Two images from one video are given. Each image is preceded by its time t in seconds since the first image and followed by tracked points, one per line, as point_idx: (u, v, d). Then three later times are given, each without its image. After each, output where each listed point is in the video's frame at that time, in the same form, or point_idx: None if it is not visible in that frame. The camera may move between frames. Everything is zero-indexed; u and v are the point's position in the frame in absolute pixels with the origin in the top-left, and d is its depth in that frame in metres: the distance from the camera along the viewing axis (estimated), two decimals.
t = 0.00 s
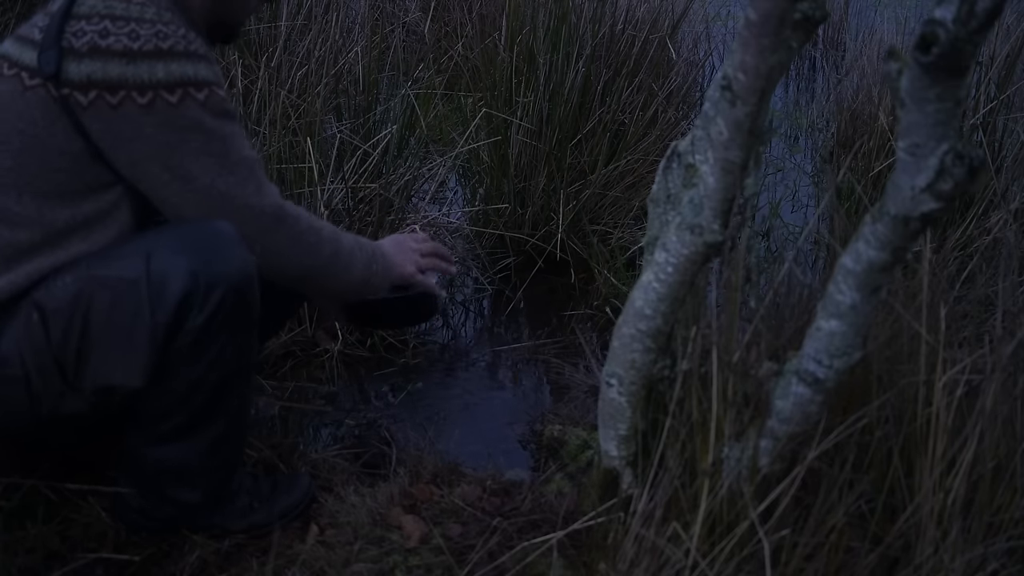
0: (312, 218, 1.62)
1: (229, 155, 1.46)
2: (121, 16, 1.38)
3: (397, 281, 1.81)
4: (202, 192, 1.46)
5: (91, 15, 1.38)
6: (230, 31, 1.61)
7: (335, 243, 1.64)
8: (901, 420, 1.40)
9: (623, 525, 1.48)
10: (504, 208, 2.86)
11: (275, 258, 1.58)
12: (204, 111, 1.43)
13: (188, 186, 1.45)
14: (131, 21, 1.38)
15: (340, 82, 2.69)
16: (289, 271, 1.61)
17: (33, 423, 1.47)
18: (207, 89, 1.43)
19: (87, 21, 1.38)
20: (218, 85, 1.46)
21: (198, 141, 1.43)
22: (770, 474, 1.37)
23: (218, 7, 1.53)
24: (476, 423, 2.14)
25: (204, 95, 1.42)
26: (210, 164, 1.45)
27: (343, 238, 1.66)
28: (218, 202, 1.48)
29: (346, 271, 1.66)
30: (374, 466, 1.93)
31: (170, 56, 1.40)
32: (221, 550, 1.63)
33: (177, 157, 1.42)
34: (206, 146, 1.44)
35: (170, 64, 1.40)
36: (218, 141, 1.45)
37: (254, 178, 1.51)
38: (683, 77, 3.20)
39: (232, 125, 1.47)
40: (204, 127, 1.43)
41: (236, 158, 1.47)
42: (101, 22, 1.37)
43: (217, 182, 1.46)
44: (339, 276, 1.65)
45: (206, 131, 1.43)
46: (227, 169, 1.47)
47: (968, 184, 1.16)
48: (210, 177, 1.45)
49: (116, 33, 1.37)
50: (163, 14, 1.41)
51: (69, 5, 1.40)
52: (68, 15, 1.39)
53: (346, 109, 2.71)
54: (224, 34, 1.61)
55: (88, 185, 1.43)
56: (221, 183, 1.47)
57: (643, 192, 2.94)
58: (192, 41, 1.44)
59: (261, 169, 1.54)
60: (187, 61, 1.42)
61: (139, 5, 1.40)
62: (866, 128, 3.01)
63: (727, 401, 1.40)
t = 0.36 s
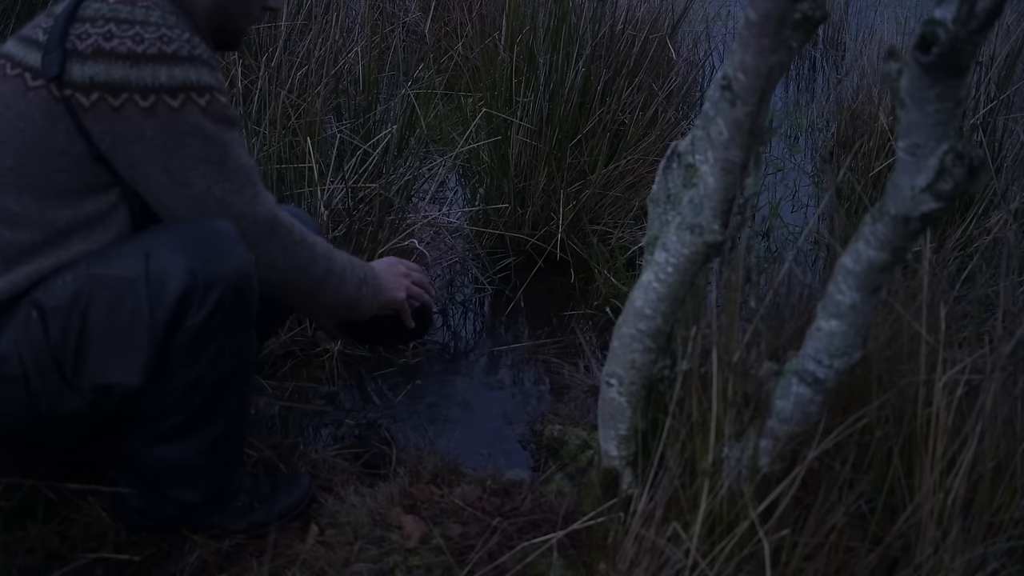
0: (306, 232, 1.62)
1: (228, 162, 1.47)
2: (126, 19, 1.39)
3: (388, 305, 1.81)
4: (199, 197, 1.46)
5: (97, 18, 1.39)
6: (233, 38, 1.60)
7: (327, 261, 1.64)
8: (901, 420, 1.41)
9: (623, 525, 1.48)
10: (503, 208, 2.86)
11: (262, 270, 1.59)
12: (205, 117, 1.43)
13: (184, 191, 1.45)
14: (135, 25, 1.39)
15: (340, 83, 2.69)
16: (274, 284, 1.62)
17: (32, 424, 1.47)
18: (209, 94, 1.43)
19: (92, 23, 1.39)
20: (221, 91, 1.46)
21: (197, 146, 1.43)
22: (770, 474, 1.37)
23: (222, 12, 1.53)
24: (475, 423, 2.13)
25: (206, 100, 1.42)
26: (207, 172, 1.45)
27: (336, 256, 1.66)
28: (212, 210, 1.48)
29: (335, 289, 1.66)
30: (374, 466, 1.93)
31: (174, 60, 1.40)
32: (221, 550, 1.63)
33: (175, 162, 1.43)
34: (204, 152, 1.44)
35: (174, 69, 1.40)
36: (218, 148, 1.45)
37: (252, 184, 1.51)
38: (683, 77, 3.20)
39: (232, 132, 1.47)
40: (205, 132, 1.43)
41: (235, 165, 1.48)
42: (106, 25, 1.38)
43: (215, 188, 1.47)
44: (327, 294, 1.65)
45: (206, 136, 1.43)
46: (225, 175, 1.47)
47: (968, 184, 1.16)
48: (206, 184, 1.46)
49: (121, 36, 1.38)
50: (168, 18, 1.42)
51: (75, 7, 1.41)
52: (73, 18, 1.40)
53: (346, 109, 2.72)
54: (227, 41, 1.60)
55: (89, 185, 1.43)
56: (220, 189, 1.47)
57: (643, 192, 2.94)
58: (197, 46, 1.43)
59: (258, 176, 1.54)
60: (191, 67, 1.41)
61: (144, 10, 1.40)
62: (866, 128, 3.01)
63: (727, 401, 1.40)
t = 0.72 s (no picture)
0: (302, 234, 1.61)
1: (228, 165, 1.47)
2: (130, 20, 1.39)
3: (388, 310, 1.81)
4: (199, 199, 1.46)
5: (101, 19, 1.39)
6: (238, 41, 1.60)
7: (324, 263, 1.64)
8: (901, 419, 1.41)
9: (623, 525, 1.48)
10: (503, 208, 2.86)
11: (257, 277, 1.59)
12: (207, 120, 1.43)
13: (184, 193, 1.45)
14: (139, 25, 1.39)
15: (340, 83, 2.69)
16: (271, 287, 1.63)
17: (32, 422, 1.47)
18: (211, 97, 1.43)
19: (96, 24, 1.39)
20: (223, 94, 1.46)
21: (197, 148, 1.43)
22: (770, 474, 1.37)
23: (228, 13, 1.53)
24: (475, 423, 2.13)
25: (208, 103, 1.43)
26: (208, 174, 1.45)
27: (333, 258, 1.66)
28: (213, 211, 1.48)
29: (331, 292, 1.66)
30: (374, 466, 1.93)
31: (177, 62, 1.40)
32: (221, 550, 1.62)
33: (175, 163, 1.43)
34: (205, 154, 1.44)
35: (176, 70, 1.40)
36: (218, 150, 1.45)
37: (252, 186, 1.51)
38: (683, 77, 3.20)
39: (233, 136, 1.48)
40: (206, 134, 1.43)
41: (235, 168, 1.48)
42: (110, 26, 1.39)
43: (215, 191, 1.47)
44: (324, 297, 1.66)
45: (207, 139, 1.43)
46: (226, 178, 1.47)
47: (968, 184, 1.16)
48: (206, 186, 1.46)
49: (125, 36, 1.38)
50: (172, 18, 1.42)
51: (80, 7, 1.42)
52: (78, 17, 1.41)
53: (346, 109, 2.72)
54: (231, 44, 1.60)
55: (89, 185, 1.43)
56: (220, 192, 1.47)
57: (643, 192, 2.94)
58: (200, 48, 1.44)
59: (258, 180, 1.54)
60: (193, 67, 1.42)
61: (148, 11, 1.41)
62: (866, 128, 3.01)
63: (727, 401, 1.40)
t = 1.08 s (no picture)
0: (300, 238, 1.61)
1: (229, 168, 1.47)
2: (131, 23, 1.39)
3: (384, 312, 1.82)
4: (200, 202, 1.46)
5: (102, 22, 1.39)
6: (239, 43, 1.60)
7: (322, 267, 1.63)
8: (901, 419, 1.41)
9: (623, 525, 1.48)
10: (504, 208, 2.86)
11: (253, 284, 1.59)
12: (207, 125, 1.43)
13: (184, 197, 1.45)
14: (141, 29, 1.39)
15: (340, 83, 2.69)
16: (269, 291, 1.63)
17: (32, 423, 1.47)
18: (212, 101, 1.43)
19: (97, 27, 1.39)
20: (224, 98, 1.46)
21: (198, 153, 1.43)
22: (770, 473, 1.37)
23: (229, 16, 1.53)
24: (475, 424, 2.13)
25: (209, 107, 1.42)
26: (208, 178, 1.45)
27: (330, 261, 1.65)
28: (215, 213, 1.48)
29: (329, 296, 1.66)
30: (374, 466, 1.93)
31: (178, 66, 1.40)
32: (221, 550, 1.62)
33: (176, 167, 1.42)
34: (206, 158, 1.44)
35: (177, 74, 1.40)
36: (219, 154, 1.45)
37: (252, 189, 1.51)
38: (683, 77, 3.20)
39: (234, 139, 1.47)
40: (206, 138, 1.43)
41: (236, 171, 1.48)
42: (112, 29, 1.38)
43: (216, 194, 1.47)
44: (322, 300, 1.65)
45: (208, 143, 1.43)
46: (227, 181, 1.47)
47: (968, 184, 1.16)
48: (207, 190, 1.46)
49: (126, 40, 1.38)
50: (173, 22, 1.41)
51: (81, 9, 1.41)
52: (78, 20, 1.40)
53: (346, 109, 2.72)
54: (232, 46, 1.60)
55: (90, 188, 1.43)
56: (221, 195, 1.47)
57: (643, 192, 2.94)
58: (202, 52, 1.43)
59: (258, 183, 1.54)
60: (195, 72, 1.41)
61: (149, 14, 1.40)
62: (866, 128, 3.01)
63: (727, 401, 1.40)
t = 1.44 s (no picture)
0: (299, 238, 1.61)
1: (229, 173, 1.46)
2: (130, 28, 1.38)
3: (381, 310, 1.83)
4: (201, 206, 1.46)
5: (101, 25, 1.39)
6: (239, 44, 1.60)
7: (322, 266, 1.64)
8: (901, 419, 1.41)
9: (623, 525, 1.48)
10: (503, 208, 2.86)
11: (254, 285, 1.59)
12: (207, 130, 1.42)
13: (185, 202, 1.45)
14: (140, 34, 1.38)
15: (340, 82, 2.69)
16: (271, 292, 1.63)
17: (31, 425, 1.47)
18: (212, 106, 1.42)
19: (97, 30, 1.38)
20: (224, 103, 1.45)
21: (198, 158, 1.43)
22: (770, 474, 1.37)
23: (229, 18, 1.53)
24: (475, 424, 2.13)
25: (208, 112, 1.42)
26: (208, 182, 1.45)
27: (330, 260, 1.66)
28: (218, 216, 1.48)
29: (330, 295, 1.66)
30: (374, 466, 1.92)
31: (178, 71, 1.40)
32: (221, 550, 1.62)
33: (176, 172, 1.42)
34: (205, 163, 1.44)
35: (177, 79, 1.39)
36: (219, 159, 1.44)
37: (252, 193, 1.51)
38: (683, 77, 3.20)
39: (234, 143, 1.47)
40: (206, 144, 1.42)
41: (236, 176, 1.47)
42: (111, 33, 1.38)
43: (216, 199, 1.47)
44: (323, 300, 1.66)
45: (207, 148, 1.43)
46: (227, 185, 1.47)
47: (968, 184, 1.16)
48: (207, 195, 1.46)
49: (126, 44, 1.37)
50: (173, 26, 1.41)
51: (81, 12, 1.41)
52: (78, 23, 1.40)
53: (346, 109, 2.72)
54: (232, 47, 1.60)
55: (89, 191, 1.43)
56: (220, 200, 1.47)
57: (643, 192, 2.94)
58: (202, 57, 1.43)
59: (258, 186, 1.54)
60: (194, 77, 1.41)
61: (149, 18, 1.40)
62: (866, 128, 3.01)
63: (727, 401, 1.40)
